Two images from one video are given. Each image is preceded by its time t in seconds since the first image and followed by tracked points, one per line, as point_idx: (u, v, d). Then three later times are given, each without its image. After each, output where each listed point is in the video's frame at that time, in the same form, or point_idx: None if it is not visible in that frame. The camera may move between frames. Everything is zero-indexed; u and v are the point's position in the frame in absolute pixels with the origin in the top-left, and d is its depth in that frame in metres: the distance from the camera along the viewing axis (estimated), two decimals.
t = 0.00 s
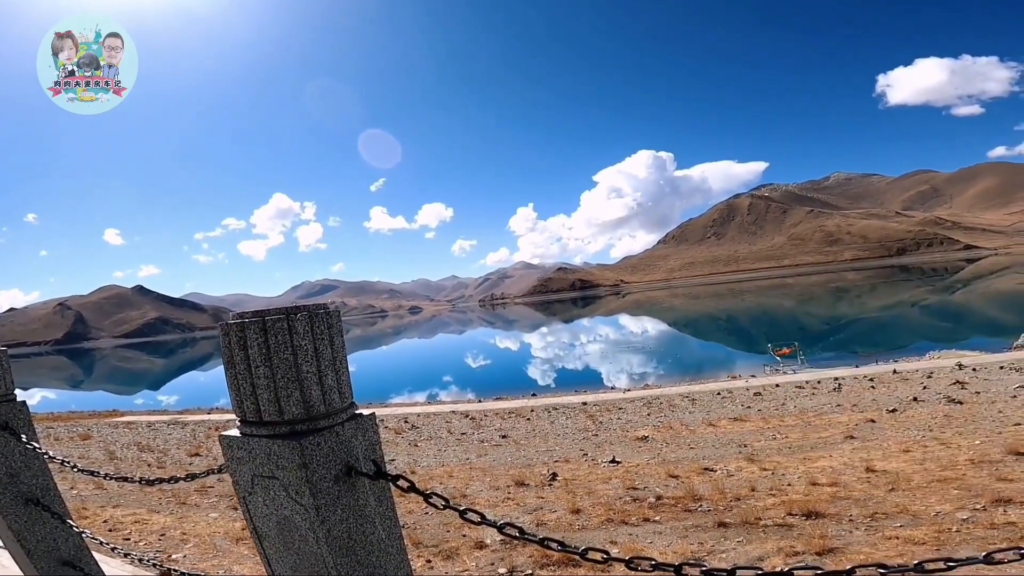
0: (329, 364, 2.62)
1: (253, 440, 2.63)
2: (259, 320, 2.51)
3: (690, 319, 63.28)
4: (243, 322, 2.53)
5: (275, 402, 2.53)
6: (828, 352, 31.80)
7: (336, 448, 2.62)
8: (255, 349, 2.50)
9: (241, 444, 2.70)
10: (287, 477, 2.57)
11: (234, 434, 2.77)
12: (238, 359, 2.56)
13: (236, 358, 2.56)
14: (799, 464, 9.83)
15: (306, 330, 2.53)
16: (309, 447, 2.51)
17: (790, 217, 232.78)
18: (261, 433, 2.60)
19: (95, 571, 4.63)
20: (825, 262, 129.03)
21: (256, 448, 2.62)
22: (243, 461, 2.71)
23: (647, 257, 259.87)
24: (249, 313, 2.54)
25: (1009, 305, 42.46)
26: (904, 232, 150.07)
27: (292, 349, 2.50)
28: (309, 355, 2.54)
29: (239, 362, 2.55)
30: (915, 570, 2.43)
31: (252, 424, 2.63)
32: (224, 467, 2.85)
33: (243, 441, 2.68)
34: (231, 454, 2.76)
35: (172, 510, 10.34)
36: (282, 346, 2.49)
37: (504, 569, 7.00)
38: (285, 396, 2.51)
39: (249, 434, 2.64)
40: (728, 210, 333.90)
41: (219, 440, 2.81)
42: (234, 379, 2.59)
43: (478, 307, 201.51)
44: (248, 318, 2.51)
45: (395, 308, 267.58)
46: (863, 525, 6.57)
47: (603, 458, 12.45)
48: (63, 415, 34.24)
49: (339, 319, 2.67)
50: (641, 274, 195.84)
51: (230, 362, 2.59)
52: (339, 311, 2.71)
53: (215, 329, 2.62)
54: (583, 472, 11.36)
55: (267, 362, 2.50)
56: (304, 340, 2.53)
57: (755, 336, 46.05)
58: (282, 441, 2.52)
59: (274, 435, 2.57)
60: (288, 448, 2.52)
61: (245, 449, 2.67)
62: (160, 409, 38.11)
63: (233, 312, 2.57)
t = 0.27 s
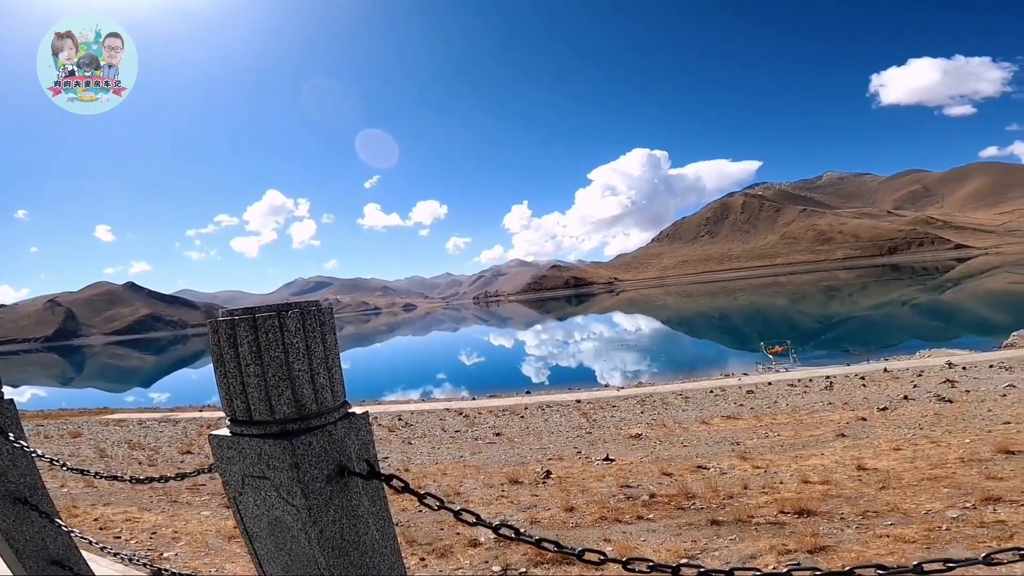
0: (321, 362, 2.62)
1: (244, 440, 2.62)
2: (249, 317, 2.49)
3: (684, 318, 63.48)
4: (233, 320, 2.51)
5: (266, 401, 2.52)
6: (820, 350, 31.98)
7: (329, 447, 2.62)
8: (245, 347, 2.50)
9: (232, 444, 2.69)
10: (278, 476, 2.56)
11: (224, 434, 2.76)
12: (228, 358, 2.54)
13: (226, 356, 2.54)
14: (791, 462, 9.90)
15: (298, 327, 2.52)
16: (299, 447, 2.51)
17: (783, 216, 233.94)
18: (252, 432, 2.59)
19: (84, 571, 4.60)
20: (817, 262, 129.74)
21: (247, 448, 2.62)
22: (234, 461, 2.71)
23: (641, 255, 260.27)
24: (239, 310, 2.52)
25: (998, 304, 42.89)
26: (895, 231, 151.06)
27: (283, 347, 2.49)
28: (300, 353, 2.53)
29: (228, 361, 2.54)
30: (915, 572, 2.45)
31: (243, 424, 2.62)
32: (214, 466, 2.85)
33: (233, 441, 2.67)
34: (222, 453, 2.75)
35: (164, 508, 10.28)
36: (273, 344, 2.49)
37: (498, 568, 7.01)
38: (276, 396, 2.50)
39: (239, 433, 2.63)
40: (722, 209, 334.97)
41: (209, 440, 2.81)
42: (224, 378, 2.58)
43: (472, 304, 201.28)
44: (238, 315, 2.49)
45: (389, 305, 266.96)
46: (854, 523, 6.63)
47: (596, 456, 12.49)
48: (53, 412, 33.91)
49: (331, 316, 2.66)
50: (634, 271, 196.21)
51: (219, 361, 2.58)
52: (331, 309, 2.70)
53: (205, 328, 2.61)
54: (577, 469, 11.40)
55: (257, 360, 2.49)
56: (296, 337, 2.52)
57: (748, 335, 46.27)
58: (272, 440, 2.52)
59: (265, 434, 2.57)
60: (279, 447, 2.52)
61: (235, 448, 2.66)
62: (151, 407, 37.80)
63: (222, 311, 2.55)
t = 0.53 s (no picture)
0: (312, 362, 2.61)
1: (232, 441, 2.61)
2: (238, 317, 2.48)
3: (673, 317, 63.84)
4: (221, 320, 2.50)
5: (256, 402, 2.51)
6: (808, 349, 32.30)
7: (321, 449, 2.61)
8: (234, 348, 2.49)
9: (220, 446, 2.68)
10: (269, 479, 2.55)
11: (214, 435, 2.75)
12: (217, 358, 2.53)
13: (214, 357, 2.54)
14: (781, 460, 10.01)
15: (288, 327, 2.51)
16: (291, 449, 2.50)
17: (772, 215, 235.84)
18: (241, 433, 2.58)
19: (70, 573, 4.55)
20: (806, 261, 130.96)
21: (236, 450, 2.60)
22: (222, 463, 2.69)
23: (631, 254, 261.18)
24: (228, 311, 2.52)
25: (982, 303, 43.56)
26: (882, 231, 152.81)
27: (273, 348, 2.48)
28: (290, 353, 2.52)
29: (217, 361, 2.53)
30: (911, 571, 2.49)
31: (232, 425, 2.61)
32: (203, 471, 2.83)
33: (222, 442, 2.66)
34: (210, 456, 2.74)
35: (152, 510, 10.18)
36: (263, 345, 2.47)
37: (490, 568, 7.02)
38: (266, 397, 2.50)
39: (228, 435, 2.62)
40: (711, 208, 337.03)
41: (198, 442, 2.79)
42: (213, 380, 2.58)
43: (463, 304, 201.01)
44: (227, 314, 2.48)
45: (379, 304, 265.99)
46: (844, 521, 6.71)
47: (588, 455, 12.54)
48: (37, 413, 33.46)
49: (322, 316, 2.65)
50: (624, 270, 196.91)
51: (207, 360, 2.58)
52: (322, 308, 2.69)
53: (193, 328, 2.60)
54: (568, 468, 11.43)
55: (247, 360, 2.48)
56: (285, 337, 2.51)
57: (737, 333, 46.62)
58: (263, 442, 2.50)
59: (255, 436, 2.56)
60: (270, 449, 2.50)
61: (224, 450, 2.65)
62: (137, 407, 37.41)
63: (211, 310, 2.54)
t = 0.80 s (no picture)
0: (325, 364, 2.62)
1: (247, 444, 2.63)
2: (252, 319, 2.49)
3: (681, 316, 63.62)
4: (235, 322, 2.51)
5: (270, 404, 2.52)
6: (818, 348, 32.09)
7: (334, 451, 2.61)
8: (248, 350, 2.49)
9: (234, 449, 2.69)
10: (284, 482, 2.56)
11: (227, 437, 2.77)
12: (231, 360, 2.55)
13: (229, 359, 2.55)
14: (791, 460, 9.94)
15: (301, 329, 2.51)
16: (305, 451, 2.50)
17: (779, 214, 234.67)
18: (255, 436, 2.59)
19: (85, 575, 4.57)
20: (814, 260, 130.12)
21: (250, 452, 2.61)
22: (237, 466, 2.71)
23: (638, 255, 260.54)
24: (242, 313, 2.53)
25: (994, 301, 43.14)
26: (892, 229, 151.62)
27: (287, 349, 2.49)
28: (304, 355, 2.53)
29: (231, 363, 2.54)
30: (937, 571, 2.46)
31: (246, 428, 2.62)
32: (217, 473, 2.85)
33: (236, 445, 2.67)
34: (224, 459, 2.75)
35: (163, 511, 10.26)
36: (276, 347, 2.48)
37: (499, 568, 7.02)
38: (279, 399, 2.50)
39: (243, 437, 2.63)
40: (718, 207, 335.58)
41: (212, 444, 2.80)
42: (227, 381, 2.58)
43: (470, 305, 201.28)
44: (241, 317, 2.49)
45: (386, 306, 266.75)
46: (855, 521, 6.66)
47: (597, 455, 12.51)
48: (50, 415, 33.81)
49: (335, 318, 2.66)
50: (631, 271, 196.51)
51: (221, 363, 2.58)
52: (335, 310, 2.69)
53: (206, 331, 2.61)
54: (577, 469, 11.41)
55: (261, 362, 2.49)
56: (298, 339, 2.51)
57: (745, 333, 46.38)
58: (278, 445, 2.51)
59: (270, 438, 2.56)
60: (284, 452, 2.51)
61: (238, 453, 2.67)
62: (148, 410, 37.71)
63: (225, 313, 2.55)
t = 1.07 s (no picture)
0: (341, 365, 2.61)
1: (263, 444, 2.63)
2: (270, 318, 2.50)
3: (693, 318, 63.25)
4: (253, 321, 2.51)
5: (286, 405, 2.52)
6: (832, 351, 31.74)
7: (350, 452, 2.61)
8: (265, 350, 2.49)
9: (251, 449, 2.69)
10: (299, 483, 2.55)
11: (243, 438, 2.77)
12: (248, 360, 2.55)
13: (246, 359, 2.55)
14: (804, 462, 9.82)
15: (318, 329, 2.51)
16: (321, 452, 2.49)
17: (793, 215, 232.55)
18: (272, 436, 2.59)
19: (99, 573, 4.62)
20: (829, 261, 128.70)
21: (266, 453, 2.62)
22: (253, 466, 2.71)
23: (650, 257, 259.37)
24: (259, 312, 2.53)
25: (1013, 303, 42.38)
26: (908, 230, 149.64)
27: (304, 350, 2.48)
28: (321, 355, 2.53)
29: (248, 362, 2.55)
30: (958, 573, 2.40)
31: (263, 428, 2.62)
32: (233, 473, 2.85)
33: (253, 445, 2.68)
34: (241, 459, 2.76)
35: (176, 509, 10.37)
36: (293, 347, 2.48)
37: (508, 569, 6.99)
38: (297, 399, 2.50)
39: (259, 438, 2.64)
40: (731, 209, 333.21)
41: (228, 445, 2.81)
42: (243, 381, 2.60)
43: (481, 307, 201.64)
44: (259, 316, 2.49)
45: (398, 307, 267.97)
46: (869, 525, 6.55)
47: (607, 457, 12.45)
48: (67, 414, 34.30)
49: (352, 317, 2.66)
50: (643, 272, 195.73)
51: (239, 363, 2.59)
52: (351, 309, 2.70)
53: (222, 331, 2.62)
54: (587, 470, 11.36)
55: (278, 363, 2.50)
56: (316, 340, 2.51)
57: (758, 335, 45.97)
58: (294, 446, 2.50)
59: (286, 439, 2.56)
60: (301, 452, 2.50)
61: (255, 453, 2.67)
62: (163, 408, 38.16)
63: (242, 313, 2.55)
